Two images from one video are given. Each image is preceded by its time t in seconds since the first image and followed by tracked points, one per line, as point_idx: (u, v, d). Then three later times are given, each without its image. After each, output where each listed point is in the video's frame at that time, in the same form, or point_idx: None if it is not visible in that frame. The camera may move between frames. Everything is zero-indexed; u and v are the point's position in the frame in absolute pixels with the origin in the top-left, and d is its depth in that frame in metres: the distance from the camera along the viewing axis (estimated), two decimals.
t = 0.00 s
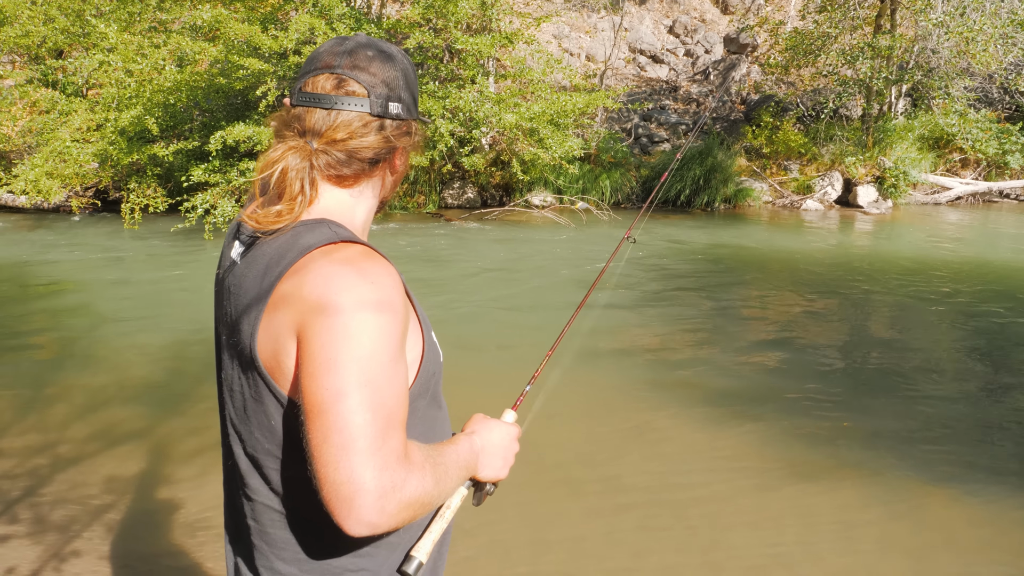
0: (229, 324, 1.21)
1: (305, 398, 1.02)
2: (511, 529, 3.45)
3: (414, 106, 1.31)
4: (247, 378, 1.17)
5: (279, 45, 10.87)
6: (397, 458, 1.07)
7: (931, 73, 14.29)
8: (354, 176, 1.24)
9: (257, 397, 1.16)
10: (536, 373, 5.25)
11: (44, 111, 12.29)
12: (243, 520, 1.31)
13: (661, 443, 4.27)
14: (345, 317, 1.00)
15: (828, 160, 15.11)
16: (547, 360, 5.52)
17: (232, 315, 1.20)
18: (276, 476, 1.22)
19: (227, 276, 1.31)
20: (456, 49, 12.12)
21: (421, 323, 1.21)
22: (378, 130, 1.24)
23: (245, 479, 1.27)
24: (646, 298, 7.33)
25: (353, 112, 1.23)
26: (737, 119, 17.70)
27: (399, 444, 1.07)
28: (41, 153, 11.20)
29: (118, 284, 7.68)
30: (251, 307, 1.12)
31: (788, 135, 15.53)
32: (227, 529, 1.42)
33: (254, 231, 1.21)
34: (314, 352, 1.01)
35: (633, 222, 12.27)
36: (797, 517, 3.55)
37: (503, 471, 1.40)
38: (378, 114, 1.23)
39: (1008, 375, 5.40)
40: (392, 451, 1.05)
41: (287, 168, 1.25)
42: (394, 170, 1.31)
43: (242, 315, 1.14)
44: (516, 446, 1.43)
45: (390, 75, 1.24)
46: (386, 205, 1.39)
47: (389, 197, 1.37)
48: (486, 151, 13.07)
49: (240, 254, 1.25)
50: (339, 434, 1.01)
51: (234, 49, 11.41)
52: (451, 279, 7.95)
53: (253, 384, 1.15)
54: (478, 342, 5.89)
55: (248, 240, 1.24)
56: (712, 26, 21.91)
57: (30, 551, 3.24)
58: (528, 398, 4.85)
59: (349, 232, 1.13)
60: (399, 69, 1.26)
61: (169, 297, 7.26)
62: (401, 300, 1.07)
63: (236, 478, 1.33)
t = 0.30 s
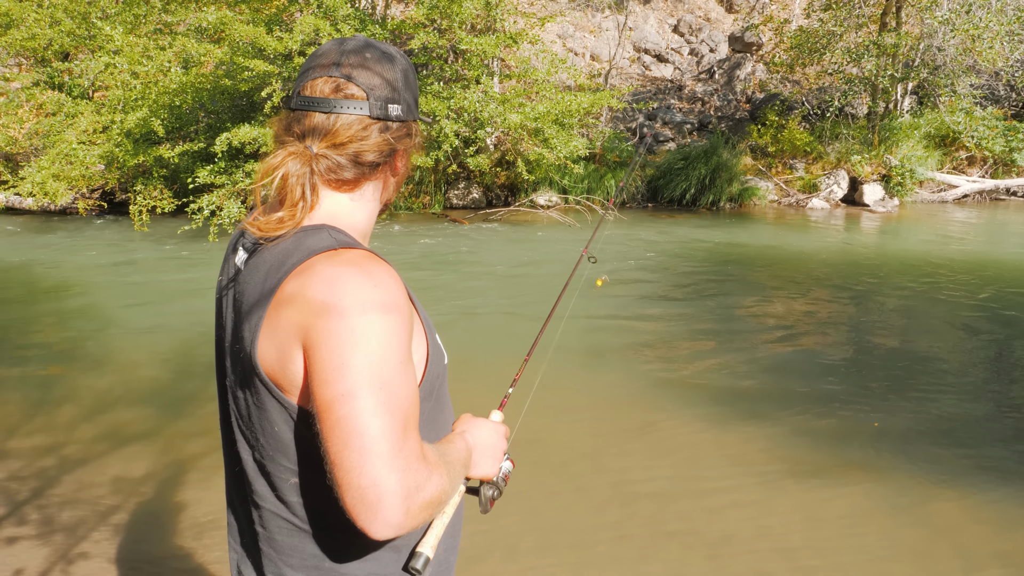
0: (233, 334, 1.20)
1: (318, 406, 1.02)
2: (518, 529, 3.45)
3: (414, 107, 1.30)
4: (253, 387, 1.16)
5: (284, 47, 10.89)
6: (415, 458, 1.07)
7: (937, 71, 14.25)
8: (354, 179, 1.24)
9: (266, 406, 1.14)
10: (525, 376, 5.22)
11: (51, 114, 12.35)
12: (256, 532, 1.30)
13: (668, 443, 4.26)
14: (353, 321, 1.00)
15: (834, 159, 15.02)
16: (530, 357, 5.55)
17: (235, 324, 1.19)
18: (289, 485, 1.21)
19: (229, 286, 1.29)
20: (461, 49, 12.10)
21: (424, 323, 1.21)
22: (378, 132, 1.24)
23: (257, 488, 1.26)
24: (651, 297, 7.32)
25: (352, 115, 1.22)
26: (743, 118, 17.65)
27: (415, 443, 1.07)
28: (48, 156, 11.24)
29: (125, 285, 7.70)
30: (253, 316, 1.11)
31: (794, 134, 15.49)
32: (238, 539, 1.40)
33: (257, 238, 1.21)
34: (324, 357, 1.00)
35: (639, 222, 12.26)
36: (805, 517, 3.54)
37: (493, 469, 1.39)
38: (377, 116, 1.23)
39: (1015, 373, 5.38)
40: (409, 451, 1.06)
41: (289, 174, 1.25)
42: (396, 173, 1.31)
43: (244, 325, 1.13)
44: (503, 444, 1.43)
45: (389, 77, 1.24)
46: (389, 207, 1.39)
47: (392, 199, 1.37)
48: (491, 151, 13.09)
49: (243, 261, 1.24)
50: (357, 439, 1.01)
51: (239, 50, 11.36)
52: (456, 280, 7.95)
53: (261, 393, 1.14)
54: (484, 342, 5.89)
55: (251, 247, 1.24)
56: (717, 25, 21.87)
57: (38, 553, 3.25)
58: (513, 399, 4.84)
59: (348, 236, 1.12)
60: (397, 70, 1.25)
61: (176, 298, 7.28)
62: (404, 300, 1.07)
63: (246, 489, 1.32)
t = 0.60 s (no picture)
0: (243, 329, 1.20)
1: (322, 406, 1.02)
2: (524, 529, 3.45)
3: (425, 103, 1.29)
4: (261, 383, 1.15)
5: (289, 47, 10.92)
6: (416, 464, 1.07)
7: (943, 69, 14.20)
8: (368, 178, 1.24)
9: (273, 403, 1.14)
10: (529, 375, 5.22)
11: (57, 115, 12.39)
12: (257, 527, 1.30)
13: (673, 443, 4.26)
14: (362, 324, 1.00)
15: (840, 158, 15.02)
16: (535, 360, 5.50)
17: (245, 320, 1.19)
18: (293, 482, 1.21)
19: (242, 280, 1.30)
20: (466, 49, 12.10)
21: (434, 328, 1.22)
22: (390, 131, 1.23)
23: (261, 484, 1.26)
24: (656, 296, 7.32)
25: (363, 113, 1.22)
26: (748, 116, 17.61)
27: (416, 449, 1.07)
28: (54, 157, 11.28)
29: (131, 286, 7.72)
30: (264, 312, 1.11)
31: (799, 132, 15.46)
32: (240, 534, 1.41)
33: (273, 237, 1.21)
34: (331, 358, 1.00)
35: (644, 222, 12.25)
36: (811, 516, 3.53)
37: (495, 471, 1.40)
38: (387, 115, 1.23)
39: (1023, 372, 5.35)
40: (410, 457, 1.06)
41: (304, 174, 1.25)
42: (408, 170, 1.31)
43: (254, 320, 1.13)
44: (507, 447, 1.43)
45: (397, 74, 1.23)
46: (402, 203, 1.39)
47: (406, 196, 1.36)
48: (496, 151, 13.10)
49: (258, 258, 1.24)
50: (359, 442, 1.01)
51: (244, 51, 11.37)
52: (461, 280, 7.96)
53: (270, 389, 1.14)
54: (489, 342, 5.89)
55: (266, 247, 1.24)
56: (721, 23, 21.84)
57: (45, 553, 3.26)
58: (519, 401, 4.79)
59: (361, 237, 1.12)
60: (406, 66, 1.24)
61: (181, 299, 7.30)
62: (414, 305, 1.08)
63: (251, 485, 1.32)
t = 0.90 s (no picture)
0: (249, 326, 1.20)
1: (329, 403, 1.02)
2: (529, 526, 3.45)
3: (427, 99, 1.29)
4: (268, 379, 1.15)
5: (293, 45, 10.92)
6: (422, 459, 1.07)
7: (948, 65, 14.14)
8: (370, 170, 1.24)
9: (280, 400, 1.14)
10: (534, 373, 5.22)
11: (62, 114, 12.41)
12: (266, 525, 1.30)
13: (678, 439, 4.26)
14: (368, 319, 1.00)
15: (845, 154, 15.07)
16: (562, 363, 5.42)
17: (251, 317, 1.19)
18: (300, 477, 1.21)
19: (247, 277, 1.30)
20: (470, 46, 12.08)
21: (440, 323, 1.22)
22: (393, 123, 1.23)
23: (269, 481, 1.26)
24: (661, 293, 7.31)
25: (366, 105, 1.22)
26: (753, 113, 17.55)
27: (424, 445, 1.07)
28: (59, 155, 11.30)
29: (136, 284, 7.73)
30: (269, 309, 1.11)
31: (804, 129, 15.42)
32: (247, 534, 1.40)
33: (278, 230, 1.21)
34: (336, 354, 1.00)
35: (649, 219, 12.25)
36: (817, 513, 3.52)
37: (503, 466, 1.40)
38: (390, 108, 1.22)
39: None
40: (418, 452, 1.06)
41: (305, 164, 1.25)
42: (411, 164, 1.31)
43: (261, 317, 1.13)
44: (515, 444, 1.43)
45: (399, 68, 1.23)
46: (404, 198, 1.38)
47: (407, 190, 1.36)
48: (501, 148, 13.09)
49: (263, 255, 1.23)
50: (366, 438, 1.01)
51: (248, 49, 11.38)
52: (466, 277, 7.96)
53: (276, 385, 1.14)
54: (494, 339, 5.90)
55: (271, 240, 1.23)
56: (726, 20, 21.78)
57: (52, 549, 3.27)
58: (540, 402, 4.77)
59: (366, 233, 1.12)
60: (409, 60, 1.24)
61: (186, 296, 7.31)
62: (420, 299, 1.07)
63: (259, 482, 1.32)
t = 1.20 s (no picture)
0: (257, 326, 1.20)
1: (339, 404, 1.02)
2: (535, 522, 3.45)
3: (431, 92, 1.27)
4: (276, 380, 1.15)
5: (298, 41, 10.91)
6: (434, 457, 1.07)
7: (956, 60, 14.09)
8: (372, 165, 1.23)
9: (288, 401, 1.14)
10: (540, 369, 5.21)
11: (67, 110, 12.43)
12: (278, 524, 1.31)
13: (683, 435, 4.26)
14: (376, 319, 0.99)
15: (852, 150, 15.02)
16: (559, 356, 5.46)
17: (259, 317, 1.19)
18: (309, 476, 1.21)
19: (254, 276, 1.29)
20: (475, 42, 12.06)
21: (448, 319, 1.21)
22: (395, 117, 1.22)
23: (279, 479, 1.26)
24: (666, 289, 7.30)
25: (366, 99, 1.21)
26: (759, 109, 17.48)
27: (434, 443, 1.07)
28: (64, 152, 11.31)
29: (141, 280, 7.74)
30: (276, 309, 1.10)
31: (810, 124, 15.36)
32: (259, 532, 1.41)
33: (282, 228, 1.20)
34: (343, 353, 1.00)
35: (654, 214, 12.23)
36: (822, 507, 3.53)
37: (513, 463, 1.39)
38: (391, 102, 1.21)
39: None
40: (429, 451, 1.06)
41: (306, 160, 1.24)
42: (415, 159, 1.29)
43: (267, 318, 1.13)
44: (525, 440, 1.43)
45: (400, 60, 1.22)
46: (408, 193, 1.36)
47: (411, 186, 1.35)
48: (505, 144, 12.97)
49: (269, 254, 1.23)
50: (377, 437, 1.01)
51: (253, 45, 11.37)
52: (470, 273, 7.96)
53: (285, 387, 1.13)
54: (498, 335, 5.89)
55: (275, 238, 1.23)
56: (731, 15, 21.69)
57: (60, 544, 3.29)
58: (542, 396, 4.80)
59: (370, 231, 1.11)
60: (410, 52, 1.23)
61: (191, 292, 7.32)
62: (428, 296, 1.07)
63: (269, 481, 1.32)
